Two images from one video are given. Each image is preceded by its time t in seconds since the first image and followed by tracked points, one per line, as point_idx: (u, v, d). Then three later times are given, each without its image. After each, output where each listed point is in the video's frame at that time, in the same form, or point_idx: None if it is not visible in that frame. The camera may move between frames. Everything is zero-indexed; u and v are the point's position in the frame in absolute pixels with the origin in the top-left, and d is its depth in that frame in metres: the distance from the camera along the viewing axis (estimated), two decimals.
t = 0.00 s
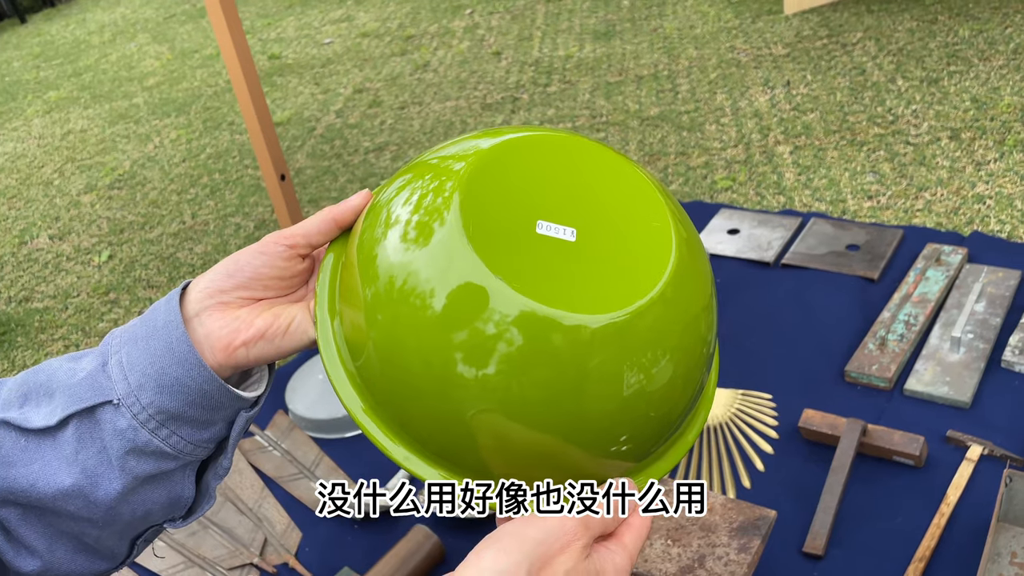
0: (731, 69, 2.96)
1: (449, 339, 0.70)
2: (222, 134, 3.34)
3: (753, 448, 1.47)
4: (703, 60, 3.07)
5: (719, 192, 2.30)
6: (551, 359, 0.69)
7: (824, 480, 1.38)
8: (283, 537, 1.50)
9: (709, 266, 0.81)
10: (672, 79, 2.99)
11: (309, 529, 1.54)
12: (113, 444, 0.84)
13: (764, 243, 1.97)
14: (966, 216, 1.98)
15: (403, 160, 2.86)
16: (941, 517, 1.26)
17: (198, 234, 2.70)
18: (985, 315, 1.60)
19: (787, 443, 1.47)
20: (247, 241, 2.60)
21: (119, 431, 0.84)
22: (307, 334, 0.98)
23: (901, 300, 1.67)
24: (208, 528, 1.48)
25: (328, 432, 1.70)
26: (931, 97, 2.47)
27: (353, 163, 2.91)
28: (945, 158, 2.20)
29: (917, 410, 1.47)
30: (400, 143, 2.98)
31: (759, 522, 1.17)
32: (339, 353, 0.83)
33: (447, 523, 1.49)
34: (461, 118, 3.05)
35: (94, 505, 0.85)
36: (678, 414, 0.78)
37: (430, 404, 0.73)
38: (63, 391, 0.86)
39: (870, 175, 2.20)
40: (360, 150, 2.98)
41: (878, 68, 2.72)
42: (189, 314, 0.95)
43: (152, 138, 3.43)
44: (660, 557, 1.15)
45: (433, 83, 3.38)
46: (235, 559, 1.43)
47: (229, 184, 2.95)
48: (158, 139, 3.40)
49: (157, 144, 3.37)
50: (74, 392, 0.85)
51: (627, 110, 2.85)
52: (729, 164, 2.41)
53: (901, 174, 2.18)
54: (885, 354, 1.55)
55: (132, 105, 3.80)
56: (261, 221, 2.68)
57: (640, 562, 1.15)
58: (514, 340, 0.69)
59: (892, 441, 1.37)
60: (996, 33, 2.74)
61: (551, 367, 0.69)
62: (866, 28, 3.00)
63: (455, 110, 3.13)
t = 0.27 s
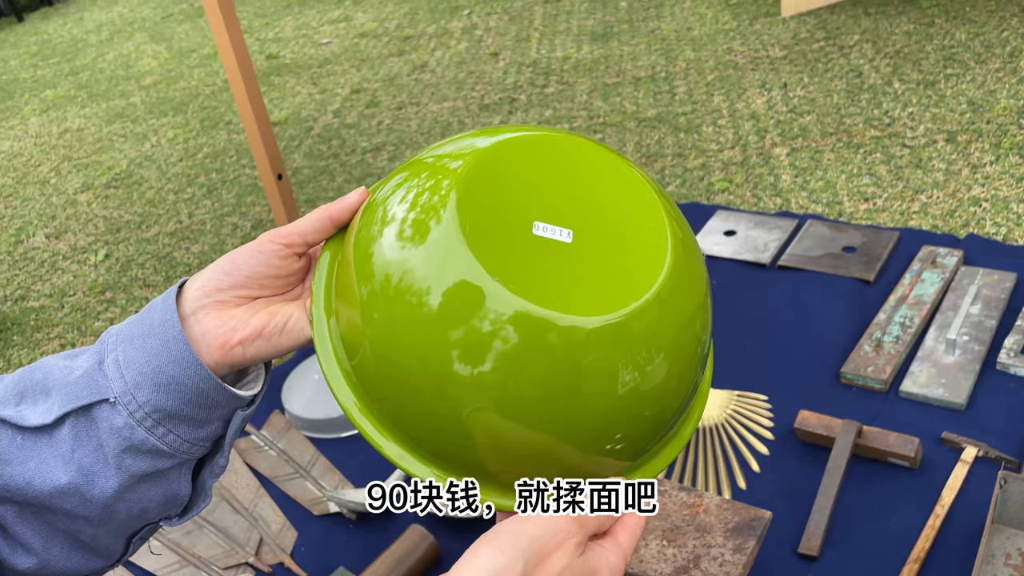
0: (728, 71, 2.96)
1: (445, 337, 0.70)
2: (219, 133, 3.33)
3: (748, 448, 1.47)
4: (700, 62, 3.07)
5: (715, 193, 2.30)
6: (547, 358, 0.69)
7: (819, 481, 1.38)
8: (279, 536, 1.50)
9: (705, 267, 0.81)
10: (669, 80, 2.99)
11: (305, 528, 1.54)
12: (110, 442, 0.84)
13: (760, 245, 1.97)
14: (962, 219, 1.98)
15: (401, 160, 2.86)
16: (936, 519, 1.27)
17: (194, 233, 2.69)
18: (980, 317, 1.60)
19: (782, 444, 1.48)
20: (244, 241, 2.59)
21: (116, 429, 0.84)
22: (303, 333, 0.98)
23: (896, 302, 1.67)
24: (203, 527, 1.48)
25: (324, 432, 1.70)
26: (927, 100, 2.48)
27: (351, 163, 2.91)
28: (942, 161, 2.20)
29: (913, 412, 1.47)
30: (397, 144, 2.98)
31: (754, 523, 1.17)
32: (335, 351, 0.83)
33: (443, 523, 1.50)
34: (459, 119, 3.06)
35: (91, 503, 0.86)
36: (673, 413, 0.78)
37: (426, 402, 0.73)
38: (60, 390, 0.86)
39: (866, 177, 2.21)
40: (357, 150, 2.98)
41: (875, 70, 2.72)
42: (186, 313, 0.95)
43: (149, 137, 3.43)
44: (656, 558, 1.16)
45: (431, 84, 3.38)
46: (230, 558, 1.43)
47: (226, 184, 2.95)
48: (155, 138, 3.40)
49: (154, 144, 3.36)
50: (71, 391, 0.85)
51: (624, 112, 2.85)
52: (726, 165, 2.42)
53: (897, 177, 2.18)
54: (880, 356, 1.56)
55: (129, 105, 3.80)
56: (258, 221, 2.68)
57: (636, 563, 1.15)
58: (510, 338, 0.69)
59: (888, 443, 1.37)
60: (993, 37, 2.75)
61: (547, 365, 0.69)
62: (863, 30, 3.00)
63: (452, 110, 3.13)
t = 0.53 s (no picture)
0: (727, 71, 2.96)
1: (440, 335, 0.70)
2: (216, 131, 3.32)
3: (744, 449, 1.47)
4: (699, 62, 3.07)
5: (713, 194, 2.30)
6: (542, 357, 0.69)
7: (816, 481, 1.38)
8: (274, 536, 1.49)
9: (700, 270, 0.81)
10: (667, 80, 2.99)
11: (300, 527, 1.53)
12: (108, 448, 0.84)
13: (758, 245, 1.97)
14: (960, 220, 1.98)
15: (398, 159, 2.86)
16: (932, 519, 1.26)
17: (191, 232, 2.69)
18: (977, 318, 1.60)
19: (778, 445, 1.47)
20: (240, 240, 2.59)
21: (114, 434, 0.84)
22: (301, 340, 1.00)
23: (893, 302, 1.67)
24: (198, 526, 1.47)
25: (321, 431, 1.70)
26: (925, 101, 2.48)
27: (348, 162, 2.90)
28: (940, 162, 2.20)
29: (910, 413, 1.47)
30: (395, 142, 2.97)
31: (750, 524, 1.17)
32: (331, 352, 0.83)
33: (439, 522, 1.49)
34: (457, 118, 3.05)
35: (89, 507, 0.85)
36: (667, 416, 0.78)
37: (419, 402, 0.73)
38: (57, 394, 0.85)
39: (864, 178, 2.21)
40: (355, 149, 2.97)
41: (873, 71, 2.72)
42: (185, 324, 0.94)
43: (146, 135, 3.42)
44: (652, 558, 1.15)
45: (429, 82, 3.38)
46: (225, 557, 1.43)
47: (223, 182, 2.94)
48: (152, 136, 3.39)
49: (151, 141, 3.35)
50: (68, 396, 0.85)
51: (622, 111, 2.85)
52: (724, 165, 2.41)
53: (896, 177, 2.18)
54: (877, 357, 1.56)
55: (126, 102, 3.79)
56: (255, 219, 2.68)
57: (632, 563, 1.14)
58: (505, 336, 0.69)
59: (884, 444, 1.37)
60: (991, 38, 2.75)
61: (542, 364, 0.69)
62: (861, 31, 3.00)
63: (450, 109, 3.13)
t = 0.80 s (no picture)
0: (726, 69, 2.95)
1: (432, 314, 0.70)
2: (214, 128, 3.32)
3: (743, 449, 1.47)
4: (698, 60, 3.07)
5: (712, 191, 2.30)
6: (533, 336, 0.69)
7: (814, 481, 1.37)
8: (271, 533, 1.49)
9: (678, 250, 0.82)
10: (666, 78, 2.99)
11: (297, 525, 1.53)
12: (110, 456, 0.83)
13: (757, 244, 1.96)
14: (958, 219, 1.98)
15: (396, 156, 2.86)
16: (930, 518, 1.26)
17: (189, 228, 2.68)
18: (976, 317, 1.59)
19: (777, 444, 1.47)
20: (238, 236, 2.58)
21: (116, 443, 0.82)
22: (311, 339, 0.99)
23: (892, 301, 1.67)
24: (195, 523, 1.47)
25: (318, 428, 1.69)
26: (925, 100, 2.47)
27: (346, 158, 2.90)
28: (938, 161, 2.20)
29: (908, 412, 1.47)
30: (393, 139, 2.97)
31: (747, 523, 1.16)
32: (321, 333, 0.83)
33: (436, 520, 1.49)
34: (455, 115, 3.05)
35: (91, 513, 0.84)
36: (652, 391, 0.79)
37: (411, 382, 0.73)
38: (60, 400, 0.84)
39: (863, 176, 2.20)
40: (353, 146, 2.97)
41: (872, 69, 2.72)
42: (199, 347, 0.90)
43: (144, 131, 3.41)
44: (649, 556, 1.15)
45: (427, 79, 3.37)
46: (221, 554, 1.42)
47: (221, 178, 2.94)
48: (150, 132, 3.38)
49: (149, 137, 3.35)
50: (70, 403, 0.83)
51: (621, 109, 2.84)
52: (723, 163, 2.41)
53: (894, 176, 2.18)
54: (876, 356, 1.55)
55: (124, 98, 3.79)
56: (252, 216, 2.67)
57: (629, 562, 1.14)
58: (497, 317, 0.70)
59: (882, 443, 1.37)
60: (991, 37, 2.75)
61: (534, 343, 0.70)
62: (861, 29, 3.00)
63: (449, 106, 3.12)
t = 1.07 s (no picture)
0: (726, 66, 2.95)
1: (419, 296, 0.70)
2: (213, 123, 3.31)
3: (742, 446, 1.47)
4: (698, 57, 3.06)
5: (711, 188, 2.30)
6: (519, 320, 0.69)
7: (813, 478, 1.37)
8: (269, 529, 1.49)
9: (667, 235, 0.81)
10: (666, 75, 2.98)
11: (294, 521, 1.53)
12: (108, 463, 0.81)
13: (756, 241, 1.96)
14: (958, 216, 1.98)
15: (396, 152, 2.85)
16: (928, 516, 1.26)
17: (187, 223, 2.68)
18: (975, 315, 1.59)
19: (776, 442, 1.47)
20: (237, 232, 2.58)
21: (115, 451, 0.81)
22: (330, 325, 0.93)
23: (891, 299, 1.66)
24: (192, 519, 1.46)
25: (317, 424, 1.69)
26: (925, 97, 2.47)
27: (346, 154, 2.89)
28: (938, 158, 2.20)
29: (906, 410, 1.47)
30: (393, 135, 2.96)
31: (745, 520, 1.16)
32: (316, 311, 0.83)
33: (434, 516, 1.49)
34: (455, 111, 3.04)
35: (87, 518, 0.84)
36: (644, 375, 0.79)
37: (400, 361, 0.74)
38: (61, 404, 0.83)
39: (862, 174, 2.20)
40: (352, 142, 2.96)
41: (872, 67, 2.71)
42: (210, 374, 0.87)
43: (143, 126, 3.40)
44: (647, 553, 1.15)
45: (427, 75, 3.36)
46: (219, 550, 1.42)
47: (220, 173, 2.93)
48: (149, 127, 3.38)
49: (148, 132, 3.34)
50: (71, 408, 0.82)
51: (621, 106, 2.84)
52: (722, 160, 2.41)
53: (894, 174, 2.18)
54: (875, 353, 1.55)
55: (123, 93, 3.78)
56: (251, 211, 2.67)
57: (626, 559, 1.14)
58: (482, 301, 0.69)
59: (881, 440, 1.36)
60: (991, 34, 2.74)
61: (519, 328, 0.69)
62: (861, 26, 2.99)
63: (449, 102, 3.11)
